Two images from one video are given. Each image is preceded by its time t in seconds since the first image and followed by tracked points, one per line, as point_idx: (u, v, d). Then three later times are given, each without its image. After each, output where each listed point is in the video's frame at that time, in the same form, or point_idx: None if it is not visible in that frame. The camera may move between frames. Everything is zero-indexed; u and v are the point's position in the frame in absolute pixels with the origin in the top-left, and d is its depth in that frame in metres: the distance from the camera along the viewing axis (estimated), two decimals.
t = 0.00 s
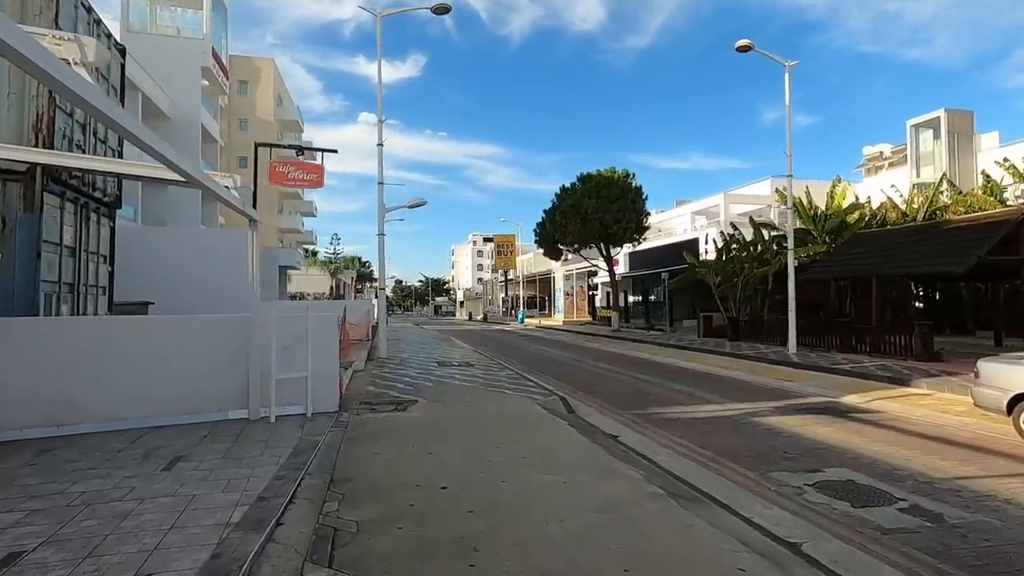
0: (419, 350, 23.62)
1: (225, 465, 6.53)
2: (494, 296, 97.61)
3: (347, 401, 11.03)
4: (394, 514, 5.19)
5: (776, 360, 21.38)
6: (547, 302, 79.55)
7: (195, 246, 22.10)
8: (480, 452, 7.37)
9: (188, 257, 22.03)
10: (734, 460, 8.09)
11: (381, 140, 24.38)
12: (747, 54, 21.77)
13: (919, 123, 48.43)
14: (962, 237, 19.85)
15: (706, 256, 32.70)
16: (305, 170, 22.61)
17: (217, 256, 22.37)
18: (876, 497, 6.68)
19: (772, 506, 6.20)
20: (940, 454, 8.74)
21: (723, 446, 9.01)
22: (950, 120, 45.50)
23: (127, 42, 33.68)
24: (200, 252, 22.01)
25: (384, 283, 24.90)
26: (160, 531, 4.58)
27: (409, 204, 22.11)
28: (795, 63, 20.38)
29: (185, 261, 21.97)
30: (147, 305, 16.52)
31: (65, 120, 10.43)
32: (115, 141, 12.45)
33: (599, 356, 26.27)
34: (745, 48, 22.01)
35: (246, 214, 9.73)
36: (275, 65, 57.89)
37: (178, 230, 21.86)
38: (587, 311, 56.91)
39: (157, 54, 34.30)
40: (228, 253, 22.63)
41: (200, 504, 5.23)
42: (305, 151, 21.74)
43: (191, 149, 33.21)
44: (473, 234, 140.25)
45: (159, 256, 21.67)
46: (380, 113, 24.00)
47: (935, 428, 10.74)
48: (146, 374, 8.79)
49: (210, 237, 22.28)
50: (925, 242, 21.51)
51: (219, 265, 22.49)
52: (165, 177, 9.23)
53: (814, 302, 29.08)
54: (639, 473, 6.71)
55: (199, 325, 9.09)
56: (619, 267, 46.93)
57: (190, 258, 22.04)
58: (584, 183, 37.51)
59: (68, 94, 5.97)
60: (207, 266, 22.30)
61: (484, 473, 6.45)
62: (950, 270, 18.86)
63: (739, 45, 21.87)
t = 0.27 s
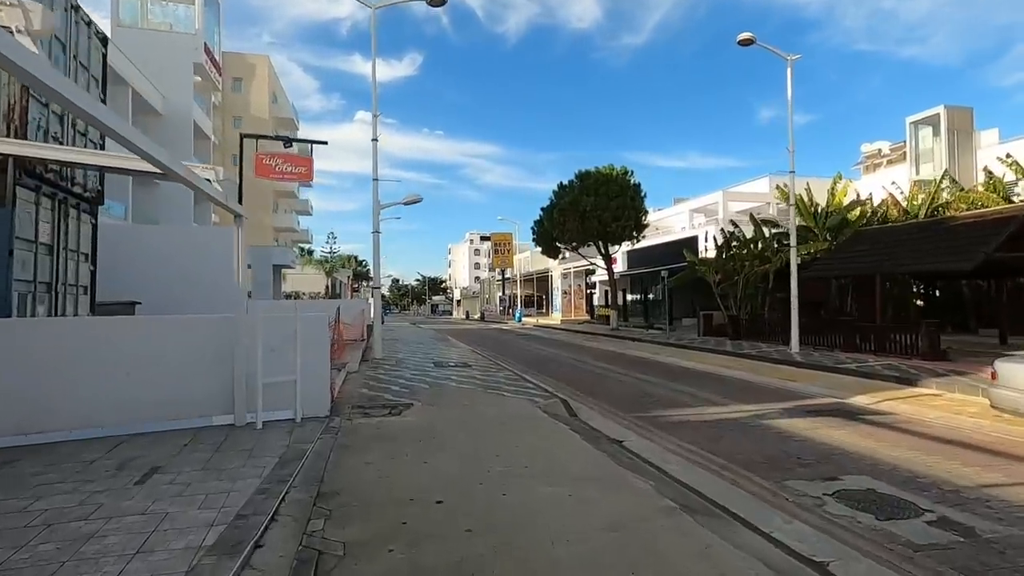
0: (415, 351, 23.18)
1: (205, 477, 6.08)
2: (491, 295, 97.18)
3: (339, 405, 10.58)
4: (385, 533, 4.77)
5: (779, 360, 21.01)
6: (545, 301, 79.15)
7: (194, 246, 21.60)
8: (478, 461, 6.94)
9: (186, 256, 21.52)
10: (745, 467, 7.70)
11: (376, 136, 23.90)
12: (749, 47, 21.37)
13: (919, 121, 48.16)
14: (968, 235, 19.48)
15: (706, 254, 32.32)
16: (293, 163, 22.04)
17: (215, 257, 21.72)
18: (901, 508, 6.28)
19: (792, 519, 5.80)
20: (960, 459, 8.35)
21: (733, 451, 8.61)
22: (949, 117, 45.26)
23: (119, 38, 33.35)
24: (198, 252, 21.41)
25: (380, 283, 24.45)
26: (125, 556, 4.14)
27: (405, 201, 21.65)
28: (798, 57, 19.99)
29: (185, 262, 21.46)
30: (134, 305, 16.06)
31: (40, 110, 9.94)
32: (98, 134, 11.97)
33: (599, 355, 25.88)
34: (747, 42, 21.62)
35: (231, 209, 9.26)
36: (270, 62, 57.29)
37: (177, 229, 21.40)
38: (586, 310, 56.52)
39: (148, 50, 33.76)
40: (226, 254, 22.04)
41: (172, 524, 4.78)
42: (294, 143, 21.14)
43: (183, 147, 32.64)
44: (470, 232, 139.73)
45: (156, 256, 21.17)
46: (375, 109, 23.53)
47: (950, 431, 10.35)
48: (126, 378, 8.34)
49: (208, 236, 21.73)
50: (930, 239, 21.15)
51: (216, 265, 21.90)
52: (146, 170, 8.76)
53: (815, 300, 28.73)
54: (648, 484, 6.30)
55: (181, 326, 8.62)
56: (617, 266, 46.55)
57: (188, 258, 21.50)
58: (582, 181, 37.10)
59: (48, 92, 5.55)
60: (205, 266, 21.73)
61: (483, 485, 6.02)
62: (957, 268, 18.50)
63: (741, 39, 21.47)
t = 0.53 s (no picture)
0: (413, 351, 22.73)
1: (188, 493, 5.63)
2: (488, 294, 96.80)
3: (333, 410, 10.12)
4: (382, 557, 4.35)
5: (784, 360, 20.63)
6: (542, 300, 78.72)
7: (192, 246, 21.05)
8: (481, 472, 6.49)
9: (184, 257, 20.95)
10: (764, 476, 7.28)
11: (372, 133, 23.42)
12: (753, 42, 20.96)
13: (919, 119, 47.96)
14: (977, 233, 19.11)
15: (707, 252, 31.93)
16: (284, 157, 21.50)
17: (211, 258, 21.08)
18: (935, 522, 5.87)
19: (821, 536, 5.39)
20: (986, 466, 7.96)
21: (750, 458, 8.19)
22: (950, 115, 45.05)
23: (110, 34, 32.74)
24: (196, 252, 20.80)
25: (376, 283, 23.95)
26: None
27: (402, 199, 21.17)
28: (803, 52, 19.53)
29: (182, 262, 20.88)
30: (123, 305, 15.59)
31: (17, 101, 9.51)
32: (81, 130, 11.58)
33: (599, 355, 25.48)
34: (750, 36, 21.22)
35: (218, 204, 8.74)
36: (265, 59, 56.64)
37: (174, 229, 20.85)
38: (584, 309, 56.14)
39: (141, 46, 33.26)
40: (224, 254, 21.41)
41: (146, 548, 4.33)
42: (285, 136, 20.56)
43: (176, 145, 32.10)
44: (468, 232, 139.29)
45: (152, 255, 20.63)
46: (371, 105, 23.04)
47: (969, 435, 9.97)
48: (106, 384, 7.87)
49: (205, 236, 21.11)
50: (937, 237, 20.79)
51: (212, 266, 21.30)
52: (129, 163, 8.28)
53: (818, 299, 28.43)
54: (665, 498, 5.88)
55: (165, 328, 8.15)
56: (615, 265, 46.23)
57: (184, 258, 20.92)
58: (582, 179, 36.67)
59: (30, 88, 5.11)
60: (202, 267, 21.14)
61: (487, 500, 5.58)
62: (966, 266, 18.12)
63: (745, 33, 21.06)
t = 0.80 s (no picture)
0: (410, 352, 22.27)
1: (167, 509, 5.16)
2: (485, 294, 96.31)
3: (327, 414, 9.68)
4: None
5: (788, 358, 20.27)
6: (540, 300, 78.31)
7: (188, 246, 20.51)
8: (486, 481, 6.06)
9: (179, 256, 20.40)
10: (785, 483, 6.86)
11: (367, 129, 22.94)
12: (755, 35, 20.58)
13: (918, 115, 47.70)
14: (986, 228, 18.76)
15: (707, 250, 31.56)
16: (274, 147, 20.93)
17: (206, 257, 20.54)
18: (973, 531, 5.48)
19: (856, 551, 4.98)
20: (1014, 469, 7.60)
21: (766, 463, 7.78)
22: (949, 111, 44.82)
23: (99, 30, 32.19)
24: (190, 252, 20.22)
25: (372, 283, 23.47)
26: None
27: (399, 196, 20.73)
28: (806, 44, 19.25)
29: (177, 262, 20.32)
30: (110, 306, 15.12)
31: None
32: (61, 121, 11.17)
33: (600, 355, 25.08)
34: (753, 29, 20.84)
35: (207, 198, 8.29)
36: (259, 57, 56.04)
37: (170, 227, 20.30)
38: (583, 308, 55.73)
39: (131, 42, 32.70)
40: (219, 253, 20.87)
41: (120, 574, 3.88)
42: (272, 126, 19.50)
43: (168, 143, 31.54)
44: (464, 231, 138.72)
45: (146, 254, 20.07)
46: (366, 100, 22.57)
47: (990, 436, 9.60)
48: (87, 389, 7.40)
49: (199, 234, 20.56)
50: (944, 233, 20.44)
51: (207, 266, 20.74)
52: (108, 153, 7.78)
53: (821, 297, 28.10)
54: (685, 510, 5.45)
55: (147, 329, 7.65)
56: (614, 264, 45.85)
57: (178, 257, 20.36)
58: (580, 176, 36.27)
59: (5, 75, 4.62)
60: (197, 267, 20.60)
61: (494, 514, 5.16)
62: (975, 261, 17.77)
63: (747, 26, 20.67)
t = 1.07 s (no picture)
0: (409, 355, 21.85)
1: (146, 531, 4.75)
2: (483, 294, 95.83)
3: (322, 422, 9.27)
4: None
5: (794, 359, 19.91)
6: (539, 300, 77.87)
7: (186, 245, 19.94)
8: (490, 497, 5.65)
9: (177, 256, 19.79)
10: (807, 494, 6.48)
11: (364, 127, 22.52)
12: (758, 30, 20.23)
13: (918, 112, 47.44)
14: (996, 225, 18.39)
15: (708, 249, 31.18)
16: (266, 142, 20.47)
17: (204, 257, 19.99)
18: (1014, 548, 5.11)
19: (892, 572, 4.60)
20: None
21: (784, 472, 7.41)
22: (949, 108, 44.55)
23: (91, 28, 31.64)
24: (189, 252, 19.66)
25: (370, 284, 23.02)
26: None
27: (396, 195, 20.31)
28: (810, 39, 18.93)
29: (175, 262, 19.72)
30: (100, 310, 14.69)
31: None
32: (44, 119, 10.76)
33: (601, 356, 24.68)
34: (756, 24, 20.51)
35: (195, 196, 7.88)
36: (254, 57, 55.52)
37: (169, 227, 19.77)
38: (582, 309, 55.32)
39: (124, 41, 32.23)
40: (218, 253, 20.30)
41: None
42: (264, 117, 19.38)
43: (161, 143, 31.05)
44: (462, 232, 138.21)
45: (142, 254, 19.51)
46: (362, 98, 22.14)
47: (1012, 441, 9.23)
48: (67, 398, 6.98)
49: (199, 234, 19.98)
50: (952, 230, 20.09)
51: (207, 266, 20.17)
52: (87, 146, 7.29)
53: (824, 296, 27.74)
54: (706, 529, 5.05)
55: (131, 334, 7.25)
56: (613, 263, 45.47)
57: (176, 257, 19.79)
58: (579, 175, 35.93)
59: None
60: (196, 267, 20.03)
61: (500, 534, 4.77)
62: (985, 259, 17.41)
63: (749, 21, 20.32)
